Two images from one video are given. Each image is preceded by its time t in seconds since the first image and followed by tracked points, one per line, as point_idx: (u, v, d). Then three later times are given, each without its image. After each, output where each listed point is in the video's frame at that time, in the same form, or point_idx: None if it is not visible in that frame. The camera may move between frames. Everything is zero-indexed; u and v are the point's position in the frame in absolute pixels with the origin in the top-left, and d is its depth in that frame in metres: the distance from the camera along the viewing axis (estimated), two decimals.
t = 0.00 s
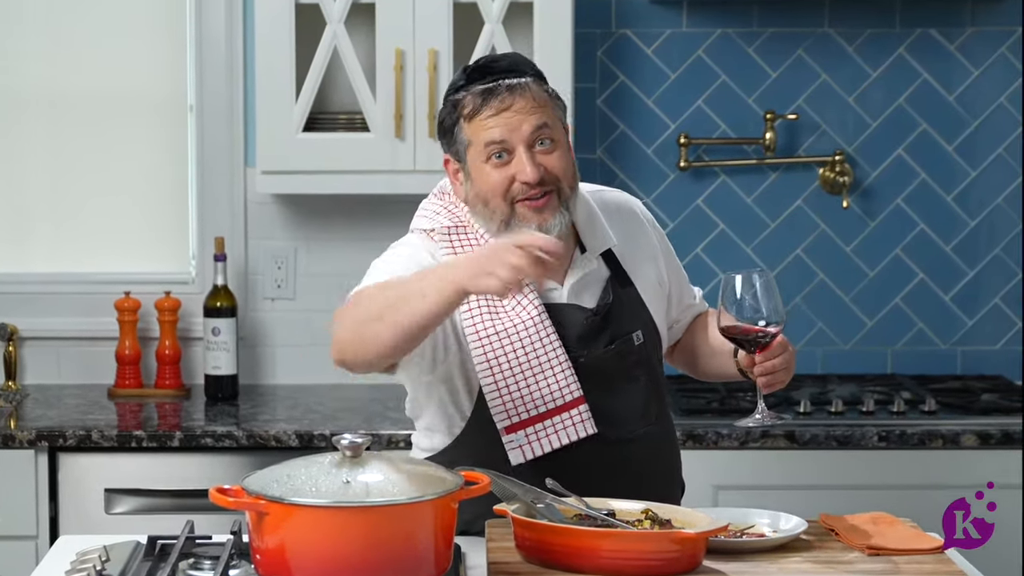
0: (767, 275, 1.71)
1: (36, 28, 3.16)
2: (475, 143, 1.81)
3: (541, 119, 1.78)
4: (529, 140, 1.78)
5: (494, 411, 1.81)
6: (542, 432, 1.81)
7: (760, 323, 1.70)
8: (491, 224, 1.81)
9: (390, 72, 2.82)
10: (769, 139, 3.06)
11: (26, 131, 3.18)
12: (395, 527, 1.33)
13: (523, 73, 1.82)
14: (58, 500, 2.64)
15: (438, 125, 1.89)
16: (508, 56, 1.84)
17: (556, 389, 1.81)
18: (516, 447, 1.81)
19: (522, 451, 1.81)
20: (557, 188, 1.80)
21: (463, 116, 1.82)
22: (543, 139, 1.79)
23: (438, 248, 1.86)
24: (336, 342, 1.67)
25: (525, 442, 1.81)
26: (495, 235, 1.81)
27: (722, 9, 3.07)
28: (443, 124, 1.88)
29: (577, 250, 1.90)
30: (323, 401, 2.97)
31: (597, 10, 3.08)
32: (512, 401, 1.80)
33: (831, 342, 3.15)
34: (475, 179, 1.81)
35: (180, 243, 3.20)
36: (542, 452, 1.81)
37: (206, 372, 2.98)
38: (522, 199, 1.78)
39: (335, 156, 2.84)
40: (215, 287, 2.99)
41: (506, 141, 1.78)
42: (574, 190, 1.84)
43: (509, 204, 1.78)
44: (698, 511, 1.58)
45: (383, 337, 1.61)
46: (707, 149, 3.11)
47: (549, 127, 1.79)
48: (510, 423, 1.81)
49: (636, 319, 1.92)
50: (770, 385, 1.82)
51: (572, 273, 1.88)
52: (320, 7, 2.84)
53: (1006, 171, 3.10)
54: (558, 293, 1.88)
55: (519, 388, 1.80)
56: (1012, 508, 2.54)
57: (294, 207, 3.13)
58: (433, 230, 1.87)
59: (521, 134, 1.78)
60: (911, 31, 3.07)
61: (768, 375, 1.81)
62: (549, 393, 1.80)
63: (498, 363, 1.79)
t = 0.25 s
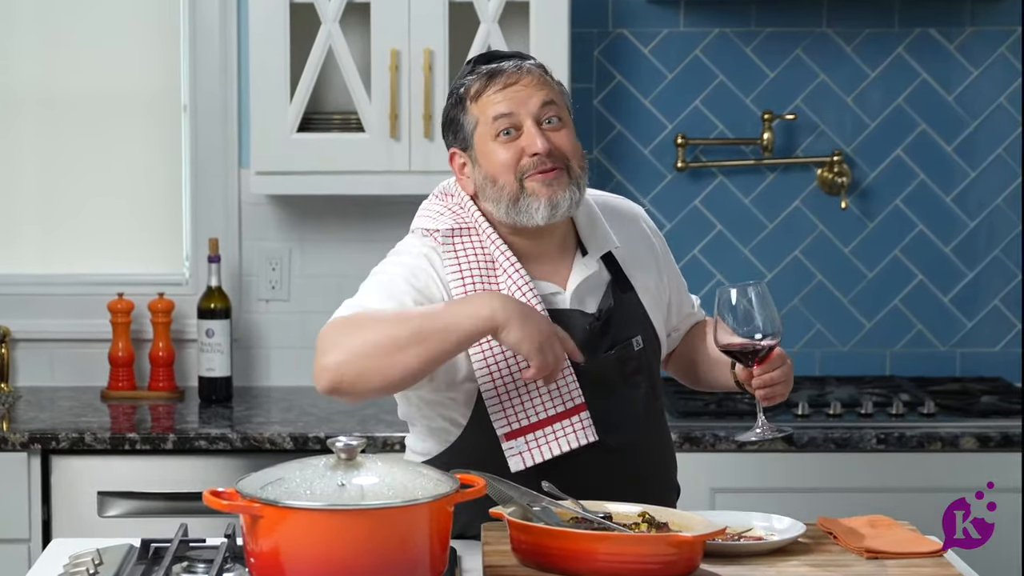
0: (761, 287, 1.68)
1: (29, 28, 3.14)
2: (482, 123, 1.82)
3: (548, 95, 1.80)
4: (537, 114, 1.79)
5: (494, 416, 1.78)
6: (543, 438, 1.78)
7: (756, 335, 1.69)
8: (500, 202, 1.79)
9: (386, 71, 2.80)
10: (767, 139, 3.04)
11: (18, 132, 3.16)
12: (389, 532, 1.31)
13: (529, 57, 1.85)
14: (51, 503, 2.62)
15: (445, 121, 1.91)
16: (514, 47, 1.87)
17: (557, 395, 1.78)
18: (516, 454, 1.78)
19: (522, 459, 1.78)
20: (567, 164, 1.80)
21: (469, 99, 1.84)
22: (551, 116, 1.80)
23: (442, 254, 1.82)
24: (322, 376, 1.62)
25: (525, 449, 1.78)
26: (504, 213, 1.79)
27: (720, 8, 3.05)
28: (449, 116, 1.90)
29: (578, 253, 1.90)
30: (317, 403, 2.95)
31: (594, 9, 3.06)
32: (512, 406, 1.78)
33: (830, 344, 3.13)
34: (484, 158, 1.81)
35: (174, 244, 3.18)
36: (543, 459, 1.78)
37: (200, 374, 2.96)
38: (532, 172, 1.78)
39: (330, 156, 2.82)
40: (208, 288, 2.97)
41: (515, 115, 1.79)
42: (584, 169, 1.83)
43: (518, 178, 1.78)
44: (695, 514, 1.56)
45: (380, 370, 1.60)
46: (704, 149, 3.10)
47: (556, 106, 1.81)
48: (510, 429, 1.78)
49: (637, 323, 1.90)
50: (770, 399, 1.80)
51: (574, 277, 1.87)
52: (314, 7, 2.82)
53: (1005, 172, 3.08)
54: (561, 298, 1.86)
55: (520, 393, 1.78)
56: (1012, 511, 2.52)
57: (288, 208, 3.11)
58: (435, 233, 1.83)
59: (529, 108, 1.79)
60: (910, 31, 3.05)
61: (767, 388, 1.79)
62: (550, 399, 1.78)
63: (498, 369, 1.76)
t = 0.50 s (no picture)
0: (762, 291, 1.67)
1: (22, 28, 3.12)
2: (482, 125, 1.80)
3: (548, 97, 1.78)
4: (537, 117, 1.77)
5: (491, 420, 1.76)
6: (540, 443, 1.76)
7: (758, 339, 1.66)
8: (500, 206, 1.78)
9: (381, 71, 2.78)
10: (765, 139, 3.02)
11: (11, 132, 3.14)
12: (385, 535, 1.29)
13: (528, 57, 1.82)
14: (44, 506, 2.60)
15: (443, 121, 1.88)
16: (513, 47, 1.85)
17: (555, 398, 1.77)
18: (512, 458, 1.76)
19: (519, 462, 1.76)
20: (566, 167, 1.78)
21: (467, 101, 1.82)
22: (551, 118, 1.78)
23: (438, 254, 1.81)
24: (306, 381, 1.61)
25: (522, 453, 1.76)
26: (504, 218, 1.78)
27: (718, 8, 3.04)
28: (446, 117, 1.88)
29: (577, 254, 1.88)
30: (312, 405, 2.93)
31: (591, 9, 3.04)
32: (510, 410, 1.76)
33: (829, 345, 3.12)
34: (483, 161, 1.80)
35: (168, 245, 3.16)
36: (540, 463, 1.76)
37: (194, 377, 2.94)
38: (532, 176, 1.76)
39: (325, 157, 2.80)
40: (203, 290, 2.95)
41: (514, 118, 1.77)
42: (584, 172, 1.82)
43: (519, 182, 1.76)
44: (692, 517, 1.54)
45: (364, 376, 1.59)
46: (702, 150, 3.08)
47: (556, 108, 1.79)
48: (507, 433, 1.76)
49: (635, 326, 1.88)
50: (771, 404, 1.79)
51: (574, 280, 1.85)
52: (309, 6, 2.80)
53: (1005, 173, 3.07)
54: (560, 299, 1.84)
55: (518, 397, 1.76)
56: (1011, 514, 2.51)
57: (283, 209, 3.09)
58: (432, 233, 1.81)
59: (529, 110, 1.77)
60: (910, 30, 3.04)
61: (768, 394, 1.78)
62: (547, 403, 1.76)
63: (495, 371, 1.75)
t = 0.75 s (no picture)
0: (761, 290, 1.65)
1: (15, 28, 3.10)
2: (474, 129, 1.78)
3: (542, 104, 1.75)
4: (530, 124, 1.75)
5: (483, 421, 1.74)
6: (534, 443, 1.74)
7: (754, 339, 1.65)
8: (489, 211, 1.77)
9: (377, 71, 2.77)
10: (764, 139, 3.01)
11: (4, 133, 3.12)
12: (381, 538, 1.27)
13: (522, 58, 1.79)
14: (37, 509, 2.57)
15: (436, 117, 1.86)
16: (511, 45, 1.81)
17: (546, 398, 1.75)
18: (506, 459, 1.74)
19: (512, 463, 1.74)
20: (558, 174, 1.76)
21: (460, 102, 1.79)
22: (544, 124, 1.76)
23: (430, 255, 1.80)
24: (298, 384, 1.59)
25: (516, 454, 1.74)
26: (492, 223, 1.77)
27: (716, 7, 3.02)
28: (441, 112, 1.85)
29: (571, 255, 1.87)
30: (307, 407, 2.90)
31: (588, 8, 3.03)
32: (502, 410, 1.74)
33: (827, 347, 3.10)
34: (474, 166, 1.78)
35: (162, 246, 3.14)
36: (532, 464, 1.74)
37: (188, 379, 2.92)
38: (523, 183, 1.75)
39: (321, 157, 2.78)
40: (197, 291, 2.93)
41: (506, 124, 1.75)
42: (576, 177, 1.80)
43: (508, 189, 1.75)
44: (690, 521, 1.52)
45: (352, 374, 1.56)
46: (700, 150, 3.06)
47: (549, 113, 1.76)
48: (500, 433, 1.74)
49: (632, 328, 1.86)
50: (770, 403, 1.77)
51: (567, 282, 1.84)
52: (303, 6, 2.78)
53: (1004, 174, 3.05)
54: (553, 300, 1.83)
55: (511, 398, 1.74)
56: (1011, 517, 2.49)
57: (277, 209, 3.07)
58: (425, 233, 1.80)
59: (522, 117, 1.74)
60: (909, 30, 3.02)
61: (767, 393, 1.76)
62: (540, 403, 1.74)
63: (488, 371, 1.73)
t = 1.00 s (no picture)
0: (751, 294, 1.64)
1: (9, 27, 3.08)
2: (465, 144, 1.75)
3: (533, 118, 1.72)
4: (522, 140, 1.72)
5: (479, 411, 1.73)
6: (530, 434, 1.73)
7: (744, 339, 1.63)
8: (485, 224, 1.76)
9: (373, 71, 2.75)
10: (762, 139, 3.00)
11: None
12: (377, 541, 1.25)
13: (511, 69, 1.75)
14: (31, 512, 2.55)
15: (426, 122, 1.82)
16: (496, 47, 1.75)
17: (543, 389, 1.73)
18: (502, 449, 1.73)
19: (508, 454, 1.73)
20: (552, 185, 1.74)
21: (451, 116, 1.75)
22: (537, 137, 1.73)
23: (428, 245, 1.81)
24: (305, 390, 1.61)
25: (512, 444, 1.73)
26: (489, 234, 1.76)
27: (714, 7, 3.00)
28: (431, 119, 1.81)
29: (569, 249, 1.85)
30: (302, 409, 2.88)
31: (586, 8, 3.01)
32: (498, 401, 1.73)
33: (826, 349, 3.09)
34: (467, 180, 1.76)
35: (156, 247, 3.12)
36: (529, 454, 1.72)
37: (182, 380, 2.90)
38: (518, 199, 1.73)
39: (317, 157, 2.76)
40: (192, 292, 2.91)
41: (499, 142, 1.72)
42: (570, 184, 1.78)
43: (504, 205, 1.73)
44: (688, 523, 1.50)
45: (357, 386, 1.58)
46: (698, 150, 3.05)
47: (541, 124, 1.73)
48: (496, 424, 1.73)
49: (629, 322, 1.84)
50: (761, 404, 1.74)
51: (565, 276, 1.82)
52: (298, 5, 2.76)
53: (1004, 175, 3.04)
54: (551, 294, 1.82)
55: (507, 388, 1.72)
56: (1011, 519, 2.48)
57: (273, 210, 3.05)
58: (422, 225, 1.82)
59: (513, 134, 1.71)
60: (908, 29, 3.01)
61: (757, 393, 1.73)
62: (537, 392, 1.73)
63: (484, 362, 1.72)
